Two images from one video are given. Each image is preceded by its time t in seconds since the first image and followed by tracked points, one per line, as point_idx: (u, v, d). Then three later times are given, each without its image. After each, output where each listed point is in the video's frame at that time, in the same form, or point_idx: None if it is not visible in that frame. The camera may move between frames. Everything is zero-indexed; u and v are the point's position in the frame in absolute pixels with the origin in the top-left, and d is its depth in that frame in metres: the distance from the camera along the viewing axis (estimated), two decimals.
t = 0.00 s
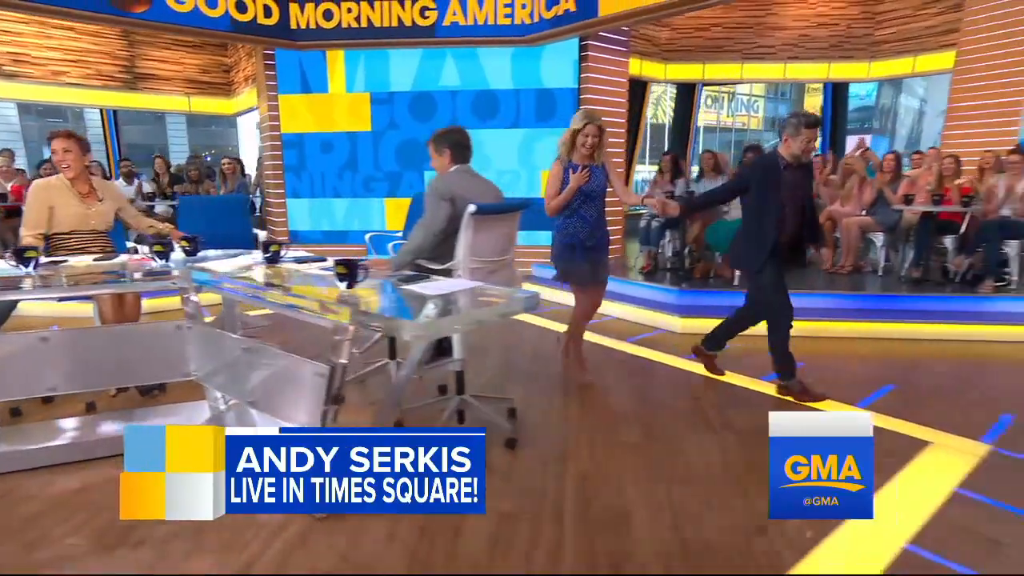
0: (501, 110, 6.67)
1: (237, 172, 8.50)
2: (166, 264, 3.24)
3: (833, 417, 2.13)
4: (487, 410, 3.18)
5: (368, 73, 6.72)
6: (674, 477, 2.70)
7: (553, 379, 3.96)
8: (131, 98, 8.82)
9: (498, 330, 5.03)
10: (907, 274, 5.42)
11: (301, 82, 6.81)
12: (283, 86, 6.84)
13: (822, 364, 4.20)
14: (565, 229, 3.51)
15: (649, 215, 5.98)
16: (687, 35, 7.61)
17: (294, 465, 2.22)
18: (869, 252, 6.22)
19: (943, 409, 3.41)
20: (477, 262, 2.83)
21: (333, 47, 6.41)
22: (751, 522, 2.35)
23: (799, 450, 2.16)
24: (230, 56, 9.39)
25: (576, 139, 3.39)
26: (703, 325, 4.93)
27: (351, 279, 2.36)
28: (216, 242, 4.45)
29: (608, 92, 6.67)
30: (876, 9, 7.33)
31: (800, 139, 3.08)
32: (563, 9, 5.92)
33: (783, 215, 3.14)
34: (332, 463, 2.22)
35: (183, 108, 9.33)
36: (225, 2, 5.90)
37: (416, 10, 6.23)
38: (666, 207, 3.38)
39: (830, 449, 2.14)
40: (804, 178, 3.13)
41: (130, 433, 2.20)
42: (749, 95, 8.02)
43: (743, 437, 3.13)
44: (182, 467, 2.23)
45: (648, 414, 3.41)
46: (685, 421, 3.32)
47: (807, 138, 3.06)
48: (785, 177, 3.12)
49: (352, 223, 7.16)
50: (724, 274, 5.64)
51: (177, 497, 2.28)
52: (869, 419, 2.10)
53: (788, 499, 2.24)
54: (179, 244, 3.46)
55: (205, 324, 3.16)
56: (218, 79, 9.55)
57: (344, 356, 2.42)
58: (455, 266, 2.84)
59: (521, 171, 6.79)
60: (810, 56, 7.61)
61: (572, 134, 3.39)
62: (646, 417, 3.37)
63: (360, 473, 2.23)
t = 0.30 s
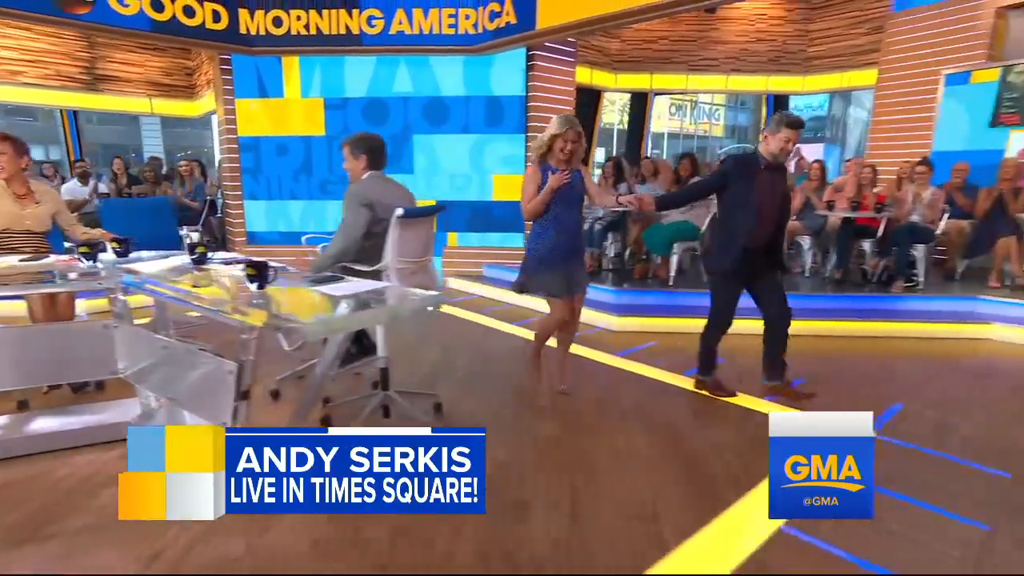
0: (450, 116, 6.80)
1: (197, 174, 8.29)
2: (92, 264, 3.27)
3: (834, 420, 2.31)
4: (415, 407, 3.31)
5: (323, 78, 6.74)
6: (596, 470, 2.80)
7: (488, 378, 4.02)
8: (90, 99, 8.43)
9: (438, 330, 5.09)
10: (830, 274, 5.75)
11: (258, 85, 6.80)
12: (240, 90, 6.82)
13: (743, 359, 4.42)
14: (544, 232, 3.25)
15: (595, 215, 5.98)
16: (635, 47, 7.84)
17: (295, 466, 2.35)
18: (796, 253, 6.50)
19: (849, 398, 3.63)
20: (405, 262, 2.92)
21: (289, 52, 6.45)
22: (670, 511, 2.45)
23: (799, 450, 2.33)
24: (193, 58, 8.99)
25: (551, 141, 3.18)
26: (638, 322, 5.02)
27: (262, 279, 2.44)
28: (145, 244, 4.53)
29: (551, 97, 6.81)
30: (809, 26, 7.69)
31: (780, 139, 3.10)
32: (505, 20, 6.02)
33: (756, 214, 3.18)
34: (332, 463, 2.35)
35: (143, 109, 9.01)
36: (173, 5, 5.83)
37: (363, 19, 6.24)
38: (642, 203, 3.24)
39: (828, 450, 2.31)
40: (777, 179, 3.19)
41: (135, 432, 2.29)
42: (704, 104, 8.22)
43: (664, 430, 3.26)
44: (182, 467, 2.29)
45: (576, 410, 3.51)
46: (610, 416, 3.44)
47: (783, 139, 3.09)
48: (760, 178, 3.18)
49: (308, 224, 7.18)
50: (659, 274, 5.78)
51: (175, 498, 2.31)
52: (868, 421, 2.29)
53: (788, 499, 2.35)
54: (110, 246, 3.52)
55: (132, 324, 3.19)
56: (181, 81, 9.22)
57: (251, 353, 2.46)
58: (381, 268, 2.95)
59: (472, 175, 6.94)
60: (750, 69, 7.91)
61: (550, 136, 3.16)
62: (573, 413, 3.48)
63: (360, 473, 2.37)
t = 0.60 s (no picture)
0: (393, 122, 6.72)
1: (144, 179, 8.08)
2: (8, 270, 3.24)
3: (835, 420, 2.27)
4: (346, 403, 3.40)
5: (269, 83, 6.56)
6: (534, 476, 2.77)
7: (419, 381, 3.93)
8: (30, 102, 7.87)
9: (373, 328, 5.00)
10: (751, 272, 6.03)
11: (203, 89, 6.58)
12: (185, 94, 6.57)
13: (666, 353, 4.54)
14: (519, 242, 3.11)
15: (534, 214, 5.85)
16: (575, 57, 7.96)
17: (295, 466, 2.41)
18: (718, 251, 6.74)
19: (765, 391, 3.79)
20: (332, 265, 2.96)
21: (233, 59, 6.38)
22: (585, 503, 2.53)
23: (799, 450, 2.31)
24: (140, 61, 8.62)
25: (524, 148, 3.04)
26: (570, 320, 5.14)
27: (172, 285, 2.52)
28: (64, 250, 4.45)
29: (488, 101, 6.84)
30: (736, 41, 8.16)
31: (754, 146, 2.90)
32: (440, 31, 6.16)
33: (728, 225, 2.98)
34: (332, 463, 2.41)
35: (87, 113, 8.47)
36: (103, 7, 5.65)
37: (300, 27, 6.26)
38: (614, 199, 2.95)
39: (829, 450, 2.29)
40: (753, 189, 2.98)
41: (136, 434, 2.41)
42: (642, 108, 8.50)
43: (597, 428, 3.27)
44: (183, 467, 2.38)
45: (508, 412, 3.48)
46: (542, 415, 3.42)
47: (751, 147, 2.90)
48: (734, 188, 2.97)
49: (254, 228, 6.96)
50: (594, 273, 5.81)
51: (175, 499, 2.36)
52: (869, 420, 2.25)
53: (788, 498, 2.36)
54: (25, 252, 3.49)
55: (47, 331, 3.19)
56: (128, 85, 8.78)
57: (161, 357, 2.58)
58: (308, 272, 3.01)
59: (415, 179, 6.90)
60: (684, 79, 8.30)
61: (525, 145, 3.04)
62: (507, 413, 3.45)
63: (360, 473, 2.43)
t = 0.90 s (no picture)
0: (323, 126, 6.56)
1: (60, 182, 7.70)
2: None
3: (833, 419, 2.22)
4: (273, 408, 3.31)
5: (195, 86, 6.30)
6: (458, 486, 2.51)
7: (338, 390, 3.64)
8: None
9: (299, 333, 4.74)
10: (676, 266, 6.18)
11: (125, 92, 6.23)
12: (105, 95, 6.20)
13: (593, 348, 4.47)
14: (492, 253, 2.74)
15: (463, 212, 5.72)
16: (508, 62, 8.01)
17: (295, 465, 2.45)
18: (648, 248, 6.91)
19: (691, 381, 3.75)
20: (247, 272, 2.90)
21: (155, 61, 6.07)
22: (504, 498, 2.43)
23: (799, 450, 2.24)
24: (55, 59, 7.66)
25: (489, 151, 2.69)
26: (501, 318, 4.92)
27: (62, 299, 2.45)
28: None
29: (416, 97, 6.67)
30: (658, 50, 8.57)
31: (691, 145, 2.66)
32: (365, 38, 6.10)
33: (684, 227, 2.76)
34: (332, 463, 2.47)
35: None
36: None
37: (221, 30, 6.05)
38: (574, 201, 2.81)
39: (829, 449, 2.23)
40: (707, 187, 2.76)
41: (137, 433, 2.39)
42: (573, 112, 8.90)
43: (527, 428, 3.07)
44: (184, 466, 2.35)
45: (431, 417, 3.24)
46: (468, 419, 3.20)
47: (689, 145, 2.66)
48: (683, 189, 2.75)
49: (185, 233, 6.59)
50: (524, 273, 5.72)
51: (174, 501, 2.29)
52: (869, 420, 2.20)
53: (788, 499, 2.24)
54: None
55: None
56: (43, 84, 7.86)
57: (48, 373, 2.25)
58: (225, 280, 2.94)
59: (348, 183, 6.71)
60: (611, 85, 8.57)
61: (496, 150, 2.67)
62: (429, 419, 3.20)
63: (360, 473, 2.46)
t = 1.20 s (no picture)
0: (250, 131, 6.01)
1: None
2: None
3: (833, 415, 1.95)
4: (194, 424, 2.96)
5: (105, 88, 5.55)
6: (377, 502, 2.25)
7: (251, 404, 3.30)
8: None
9: (227, 346, 4.36)
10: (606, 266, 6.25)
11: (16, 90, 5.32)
12: None
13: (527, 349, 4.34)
14: (474, 261, 2.33)
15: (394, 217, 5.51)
16: (440, 66, 7.96)
17: (294, 465, 2.25)
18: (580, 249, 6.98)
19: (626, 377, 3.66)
20: (156, 286, 2.71)
21: (52, 55, 5.19)
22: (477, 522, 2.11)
23: (798, 450, 1.98)
24: None
25: (459, 149, 2.30)
26: (435, 321, 4.66)
27: None
28: None
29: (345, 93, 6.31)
30: (585, 56, 8.72)
31: (651, 146, 2.36)
32: (286, 39, 5.73)
33: (654, 235, 2.43)
34: (332, 463, 2.26)
35: None
36: None
37: (125, 26, 5.34)
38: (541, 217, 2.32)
39: (829, 449, 1.97)
40: (672, 191, 2.45)
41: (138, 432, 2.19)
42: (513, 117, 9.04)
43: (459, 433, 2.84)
44: (185, 466, 2.18)
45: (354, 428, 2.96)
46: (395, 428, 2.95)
47: (648, 145, 2.36)
48: (649, 194, 2.43)
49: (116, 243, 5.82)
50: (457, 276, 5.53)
51: (176, 501, 2.15)
52: (869, 418, 1.94)
53: (788, 499, 2.03)
54: None
55: None
56: None
57: None
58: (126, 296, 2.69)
59: (278, 188, 6.20)
60: (541, 90, 8.69)
61: (467, 146, 2.28)
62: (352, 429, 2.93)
63: (360, 473, 2.25)
